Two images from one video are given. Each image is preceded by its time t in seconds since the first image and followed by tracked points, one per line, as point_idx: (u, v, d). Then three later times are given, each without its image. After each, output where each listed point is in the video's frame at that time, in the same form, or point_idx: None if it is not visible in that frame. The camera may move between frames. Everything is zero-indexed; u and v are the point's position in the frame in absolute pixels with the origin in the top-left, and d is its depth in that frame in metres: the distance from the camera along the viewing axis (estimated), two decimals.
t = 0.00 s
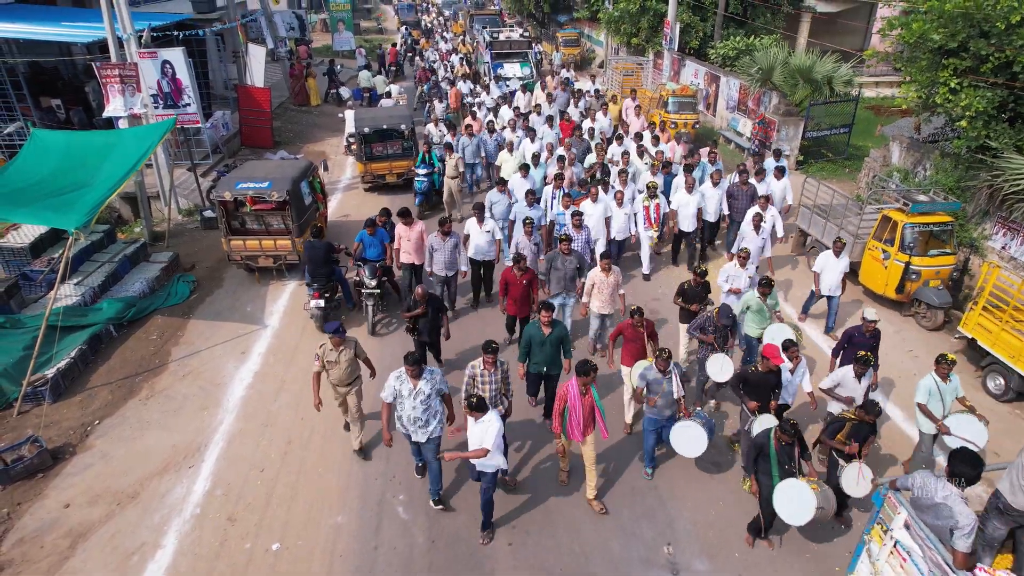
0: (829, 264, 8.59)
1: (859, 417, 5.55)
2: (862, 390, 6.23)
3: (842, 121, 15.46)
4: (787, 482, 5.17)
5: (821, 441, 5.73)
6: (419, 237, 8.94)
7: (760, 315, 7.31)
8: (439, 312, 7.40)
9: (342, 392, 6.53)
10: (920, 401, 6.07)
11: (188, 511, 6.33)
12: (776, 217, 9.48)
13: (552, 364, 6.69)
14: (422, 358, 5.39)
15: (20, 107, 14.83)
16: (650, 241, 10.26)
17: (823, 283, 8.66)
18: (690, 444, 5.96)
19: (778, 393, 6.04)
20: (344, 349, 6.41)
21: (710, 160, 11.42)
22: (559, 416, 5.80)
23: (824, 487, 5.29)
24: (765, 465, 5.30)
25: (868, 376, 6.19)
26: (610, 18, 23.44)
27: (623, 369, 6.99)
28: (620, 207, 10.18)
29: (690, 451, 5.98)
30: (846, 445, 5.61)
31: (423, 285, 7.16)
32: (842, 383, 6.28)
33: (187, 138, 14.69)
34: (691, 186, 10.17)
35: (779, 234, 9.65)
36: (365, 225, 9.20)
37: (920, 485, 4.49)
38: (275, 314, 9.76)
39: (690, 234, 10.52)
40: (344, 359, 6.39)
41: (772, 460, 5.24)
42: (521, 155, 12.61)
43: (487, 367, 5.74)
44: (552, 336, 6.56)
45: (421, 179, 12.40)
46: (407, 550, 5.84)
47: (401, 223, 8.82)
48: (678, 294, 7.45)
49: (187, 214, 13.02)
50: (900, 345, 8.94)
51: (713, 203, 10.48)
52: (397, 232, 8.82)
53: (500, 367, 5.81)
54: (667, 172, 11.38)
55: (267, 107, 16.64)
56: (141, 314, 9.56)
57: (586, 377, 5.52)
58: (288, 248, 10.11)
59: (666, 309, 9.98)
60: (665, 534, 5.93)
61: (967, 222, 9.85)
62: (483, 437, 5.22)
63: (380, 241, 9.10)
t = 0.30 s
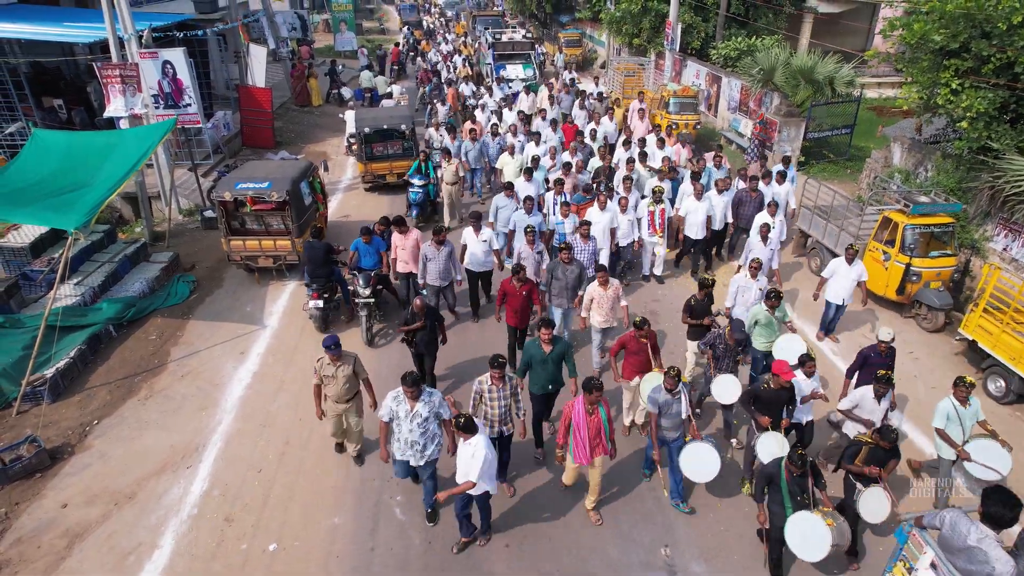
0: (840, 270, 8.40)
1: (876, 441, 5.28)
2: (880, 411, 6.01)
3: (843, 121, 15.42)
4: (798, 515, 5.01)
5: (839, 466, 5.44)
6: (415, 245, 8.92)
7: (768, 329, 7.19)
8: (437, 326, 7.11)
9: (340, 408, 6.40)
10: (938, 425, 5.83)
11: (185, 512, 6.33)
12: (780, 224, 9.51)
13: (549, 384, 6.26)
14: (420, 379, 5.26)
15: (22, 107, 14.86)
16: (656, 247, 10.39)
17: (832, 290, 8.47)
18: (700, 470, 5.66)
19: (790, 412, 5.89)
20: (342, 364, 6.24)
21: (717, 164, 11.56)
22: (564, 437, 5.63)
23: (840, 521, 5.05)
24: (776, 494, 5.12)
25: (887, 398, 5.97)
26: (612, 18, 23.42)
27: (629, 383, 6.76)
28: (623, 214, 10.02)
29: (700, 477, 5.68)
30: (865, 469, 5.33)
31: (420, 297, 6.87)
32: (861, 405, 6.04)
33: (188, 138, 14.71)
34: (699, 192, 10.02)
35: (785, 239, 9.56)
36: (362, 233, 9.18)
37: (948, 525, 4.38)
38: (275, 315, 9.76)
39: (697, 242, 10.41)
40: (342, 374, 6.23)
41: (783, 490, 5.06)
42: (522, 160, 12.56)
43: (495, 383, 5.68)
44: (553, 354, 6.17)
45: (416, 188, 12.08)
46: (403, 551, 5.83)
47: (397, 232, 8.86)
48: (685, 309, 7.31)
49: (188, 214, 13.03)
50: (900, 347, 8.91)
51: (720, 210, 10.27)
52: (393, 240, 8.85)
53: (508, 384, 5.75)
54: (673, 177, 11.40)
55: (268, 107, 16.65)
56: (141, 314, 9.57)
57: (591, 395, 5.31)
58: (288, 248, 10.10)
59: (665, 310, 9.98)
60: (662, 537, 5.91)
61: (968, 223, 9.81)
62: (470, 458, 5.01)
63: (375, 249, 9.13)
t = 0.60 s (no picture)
0: (846, 283, 8.18)
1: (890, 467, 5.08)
2: (900, 431, 5.84)
3: (844, 122, 15.41)
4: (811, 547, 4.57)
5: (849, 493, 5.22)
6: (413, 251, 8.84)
7: (779, 345, 6.91)
8: (437, 340, 7.03)
9: (332, 434, 5.95)
10: (961, 447, 5.68)
11: (182, 510, 6.35)
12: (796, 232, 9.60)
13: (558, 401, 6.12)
14: (406, 406, 5.07)
15: (24, 106, 14.91)
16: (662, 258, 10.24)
17: (839, 304, 8.24)
18: (707, 494, 5.50)
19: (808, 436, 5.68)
20: (332, 388, 5.82)
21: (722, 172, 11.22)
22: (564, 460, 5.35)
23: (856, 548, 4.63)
24: (787, 528, 4.75)
25: (907, 418, 5.81)
26: (613, 19, 23.42)
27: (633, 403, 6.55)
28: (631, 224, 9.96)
29: (709, 501, 5.52)
30: (876, 500, 5.12)
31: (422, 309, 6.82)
32: (878, 424, 5.89)
33: (189, 138, 14.77)
34: (705, 201, 9.91)
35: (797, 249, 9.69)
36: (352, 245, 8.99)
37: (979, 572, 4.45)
38: (274, 314, 9.79)
39: (702, 250, 10.26)
40: (333, 399, 5.81)
41: (793, 520, 4.71)
42: (524, 166, 12.47)
43: (496, 406, 5.45)
44: (552, 374, 5.97)
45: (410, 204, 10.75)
46: (399, 550, 5.85)
47: (395, 239, 8.77)
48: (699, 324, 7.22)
49: (188, 214, 13.07)
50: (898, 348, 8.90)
51: (727, 217, 10.40)
52: (390, 248, 8.77)
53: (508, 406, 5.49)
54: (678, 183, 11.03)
55: (270, 107, 16.68)
56: (140, 313, 9.59)
57: (588, 416, 5.09)
58: (287, 248, 10.12)
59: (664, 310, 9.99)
60: (658, 537, 5.92)
61: (968, 224, 9.79)
62: (450, 487, 4.80)
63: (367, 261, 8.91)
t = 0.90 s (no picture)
0: (850, 291, 8.16)
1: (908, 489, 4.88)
2: (910, 453, 5.61)
3: (845, 123, 15.42)
4: None
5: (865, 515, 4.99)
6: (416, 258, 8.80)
7: (791, 356, 6.69)
8: (433, 354, 6.82)
9: (321, 447, 5.85)
10: (982, 469, 5.50)
11: (181, 505, 6.41)
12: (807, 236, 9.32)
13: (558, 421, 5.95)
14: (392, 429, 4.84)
15: (29, 105, 14.96)
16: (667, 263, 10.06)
17: (843, 311, 8.20)
18: (708, 518, 5.12)
19: (820, 453, 5.48)
20: (322, 401, 5.67)
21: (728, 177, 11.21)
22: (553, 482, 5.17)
23: None
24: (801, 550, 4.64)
25: (916, 438, 5.59)
26: (615, 19, 23.47)
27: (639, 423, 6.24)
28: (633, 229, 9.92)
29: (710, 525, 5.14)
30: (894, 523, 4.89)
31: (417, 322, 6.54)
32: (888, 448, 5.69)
33: (191, 137, 14.87)
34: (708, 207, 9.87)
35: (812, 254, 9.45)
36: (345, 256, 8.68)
37: None
38: (274, 312, 9.85)
39: (706, 257, 10.23)
40: (321, 412, 5.67)
41: (807, 546, 4.59)
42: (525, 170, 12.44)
43: (491, 423, 5.28)
44: (555, 396, 5.79)
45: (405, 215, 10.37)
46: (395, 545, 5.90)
47: (398, 245, 8.73)
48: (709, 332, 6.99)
49: (190, 213, 13.15)
50: (895, 347, 8.92)
51: (732, 224, 10.16)
52: (392, 253, 8.76)
53: (507, 423, 5.34)
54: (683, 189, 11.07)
55: (272, 107, 16.76)
56: (142, 311, 9.68)
57: (580, 433, 4.94)
58: (287, 246, 10.18)
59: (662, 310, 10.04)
60: (652, 533, 5.97)
61: (966, 224, 9.79)
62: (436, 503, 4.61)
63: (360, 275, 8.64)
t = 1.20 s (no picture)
0: (860, 301, 7.80)
1: (925, 510, 4.70)
2: (924, 470, 5.36)
3: (849, 123, 15.41)
4: None
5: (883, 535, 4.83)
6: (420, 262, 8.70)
7: (799, 372, 6.52)
8: (430, 362, 6.77)
9: (313, 466, 5.71)
10: (994, 486, 5.15)
11: (184, 496, 6.52)
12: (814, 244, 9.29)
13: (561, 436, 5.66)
14: (389, 455, 4.66)
15: (38, 104, 15.15)
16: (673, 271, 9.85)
17: (853, 322, 7.87)
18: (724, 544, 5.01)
19: (826, 473, 5.27)
20: (316, 419, 5.55)
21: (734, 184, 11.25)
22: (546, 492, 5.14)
23: None
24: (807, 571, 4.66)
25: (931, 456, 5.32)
26: (620, 20, 23.50)
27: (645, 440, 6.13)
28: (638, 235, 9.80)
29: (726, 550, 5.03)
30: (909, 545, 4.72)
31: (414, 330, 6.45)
32: (901, 463, 5.42)
33: (198, 136, 15.06)
34: (714, 213, 9.83)
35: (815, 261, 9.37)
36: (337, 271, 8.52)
37: None
38: (278, 309, 9.97)
39: (714, 263, 10.21)
40: (315, 431, 5.54)
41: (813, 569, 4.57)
42: (529, 174, 12.43)
43: (490, 440, 5.06)
44: (558, 405, 5.60)
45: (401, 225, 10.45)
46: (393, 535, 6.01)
47: (403, 247, 8.62)
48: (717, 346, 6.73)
49: (196, 210, 13.29)
50: (894, 347, 8.96)
51: (739, 229, 10.21)
52: (396, 255, 8.63)
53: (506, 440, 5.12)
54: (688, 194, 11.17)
55: (278, 106, 16.90)
56: (148, 306, 9.81)
57: (575, 446, 4.87)
58: (292, 244, 10.27)
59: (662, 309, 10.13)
60: (647, 528, 6.05)
61: (967, 225, 9.80)
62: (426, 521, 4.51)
63: (352, 289, 8.49)
